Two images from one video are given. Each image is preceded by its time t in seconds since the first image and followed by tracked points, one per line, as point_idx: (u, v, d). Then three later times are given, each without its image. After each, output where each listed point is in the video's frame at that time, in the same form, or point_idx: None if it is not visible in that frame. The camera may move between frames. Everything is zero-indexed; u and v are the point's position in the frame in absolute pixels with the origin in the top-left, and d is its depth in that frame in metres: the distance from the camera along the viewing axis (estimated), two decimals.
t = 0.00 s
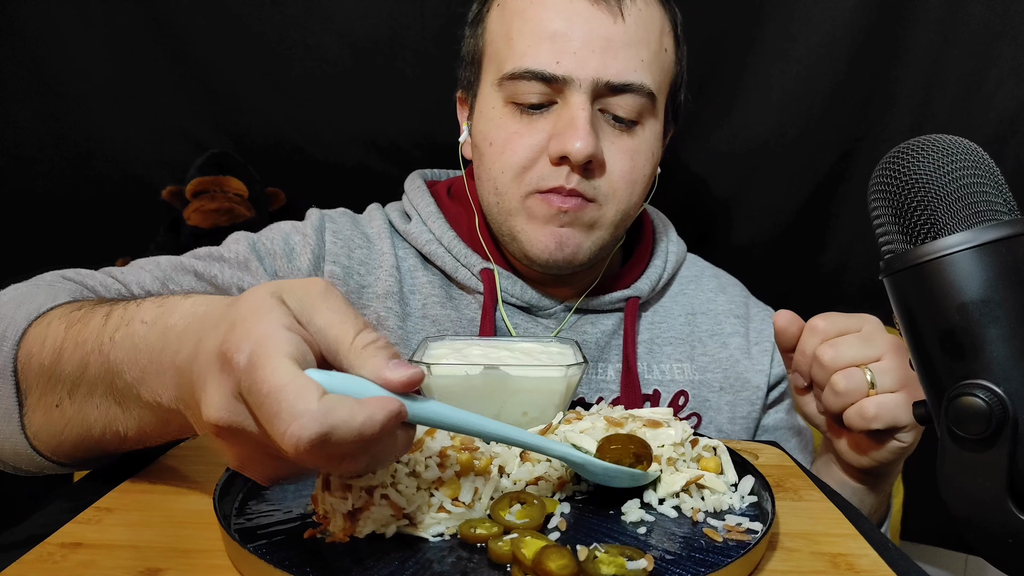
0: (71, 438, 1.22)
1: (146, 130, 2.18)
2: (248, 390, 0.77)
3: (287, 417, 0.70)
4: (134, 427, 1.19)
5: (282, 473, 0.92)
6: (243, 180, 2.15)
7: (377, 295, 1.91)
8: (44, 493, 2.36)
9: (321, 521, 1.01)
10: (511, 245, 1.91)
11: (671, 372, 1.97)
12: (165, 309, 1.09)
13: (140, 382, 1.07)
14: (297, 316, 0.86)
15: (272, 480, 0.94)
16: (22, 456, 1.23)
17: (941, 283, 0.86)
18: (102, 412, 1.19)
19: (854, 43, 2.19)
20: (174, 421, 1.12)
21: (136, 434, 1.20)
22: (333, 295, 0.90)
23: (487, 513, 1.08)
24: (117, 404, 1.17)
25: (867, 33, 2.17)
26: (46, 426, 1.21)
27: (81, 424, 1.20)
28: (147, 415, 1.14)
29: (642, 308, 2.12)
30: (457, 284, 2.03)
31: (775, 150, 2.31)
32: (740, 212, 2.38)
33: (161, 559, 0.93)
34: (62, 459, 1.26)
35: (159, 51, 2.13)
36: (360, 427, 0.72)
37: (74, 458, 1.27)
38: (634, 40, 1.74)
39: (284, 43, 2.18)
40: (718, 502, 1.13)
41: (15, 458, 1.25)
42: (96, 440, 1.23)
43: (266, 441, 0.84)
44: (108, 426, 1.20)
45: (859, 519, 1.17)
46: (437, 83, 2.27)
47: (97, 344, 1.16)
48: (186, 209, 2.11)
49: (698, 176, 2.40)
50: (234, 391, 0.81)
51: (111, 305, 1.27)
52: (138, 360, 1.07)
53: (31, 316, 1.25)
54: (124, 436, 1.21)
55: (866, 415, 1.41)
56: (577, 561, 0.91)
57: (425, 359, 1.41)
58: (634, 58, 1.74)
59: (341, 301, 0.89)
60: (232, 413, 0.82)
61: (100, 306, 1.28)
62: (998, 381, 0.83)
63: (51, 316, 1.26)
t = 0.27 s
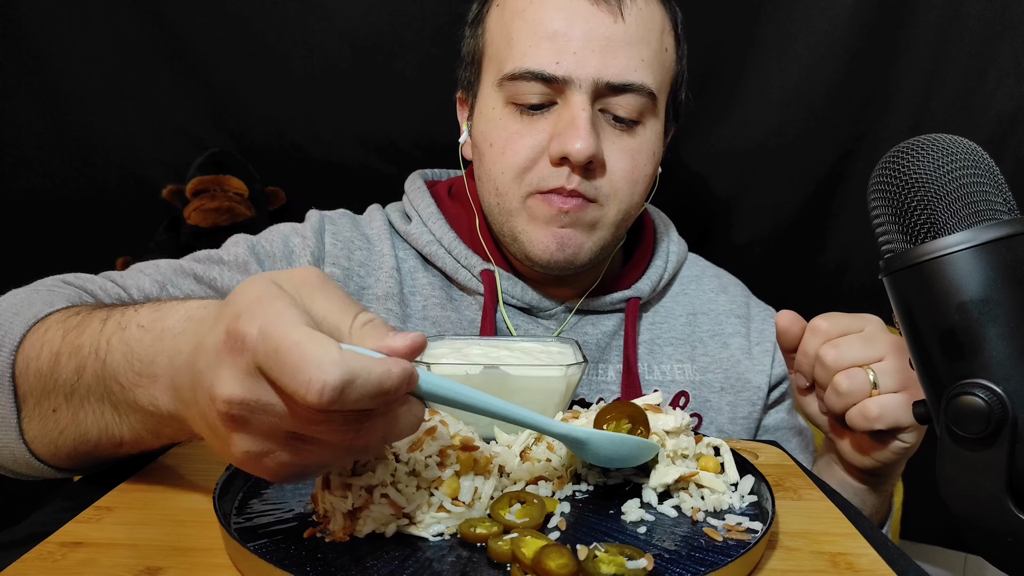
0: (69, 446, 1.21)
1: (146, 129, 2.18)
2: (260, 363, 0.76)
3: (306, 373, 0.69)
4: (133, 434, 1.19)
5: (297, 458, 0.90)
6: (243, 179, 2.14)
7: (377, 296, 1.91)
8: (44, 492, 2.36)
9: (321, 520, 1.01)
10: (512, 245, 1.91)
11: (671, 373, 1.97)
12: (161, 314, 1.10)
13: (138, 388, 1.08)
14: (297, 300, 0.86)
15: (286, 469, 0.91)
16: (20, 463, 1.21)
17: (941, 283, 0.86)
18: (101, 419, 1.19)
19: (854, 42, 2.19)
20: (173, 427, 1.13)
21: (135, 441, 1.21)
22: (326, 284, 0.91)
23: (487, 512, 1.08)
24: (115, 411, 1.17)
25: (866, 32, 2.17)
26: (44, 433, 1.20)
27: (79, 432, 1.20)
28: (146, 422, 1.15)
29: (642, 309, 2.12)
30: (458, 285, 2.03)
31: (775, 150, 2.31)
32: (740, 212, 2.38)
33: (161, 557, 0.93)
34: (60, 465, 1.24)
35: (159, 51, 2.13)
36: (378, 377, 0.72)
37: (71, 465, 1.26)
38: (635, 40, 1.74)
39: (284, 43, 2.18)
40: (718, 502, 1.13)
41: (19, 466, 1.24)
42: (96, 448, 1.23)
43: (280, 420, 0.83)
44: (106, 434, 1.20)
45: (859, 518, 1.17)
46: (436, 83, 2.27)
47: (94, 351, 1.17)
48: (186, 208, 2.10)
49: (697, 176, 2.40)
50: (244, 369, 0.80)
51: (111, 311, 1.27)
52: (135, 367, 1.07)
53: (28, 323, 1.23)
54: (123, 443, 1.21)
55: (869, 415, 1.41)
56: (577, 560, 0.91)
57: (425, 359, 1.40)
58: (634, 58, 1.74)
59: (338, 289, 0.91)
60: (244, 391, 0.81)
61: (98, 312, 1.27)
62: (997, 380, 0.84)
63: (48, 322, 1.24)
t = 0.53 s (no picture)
0: (62, 429, 1.23)
1: (146, 128, 2.18)
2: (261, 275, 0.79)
3: (302, 269, 0.75)
4: (125, 414, 1.19)
5: (278, 399, 0.87)
6: (243, 179, 2.14)
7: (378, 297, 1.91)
8: (44, 491, 2.36)
9: (321, 520, 1.01)
10: (512, 245, 1.91)
11: (671, 373, 1.98)
12: (162, 292, 1.10)
13: (129, 364, 1.08)
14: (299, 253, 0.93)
15: (264, 413, 0.88)
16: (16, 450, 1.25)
17: (941, 285, 0.86)
18: (89, 398, 1.19)
19: (854, 42, 2.19)
20: (164, 406, 1.12)
21: (125, 420, 1.20)
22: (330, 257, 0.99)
23: (487, 512, 1.08)
24: (108, 390, 1.17)
25: (867, 33, 2.17)
26: (39, 420, 1.22)
27: (72, 414, 1.21)
28: (135, 400, 1.14)
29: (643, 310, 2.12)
30: (458, 285, 2.03)
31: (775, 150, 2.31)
32: (740, 212, 2.39)
33: (161, 557, 0.93)
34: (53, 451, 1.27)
35: (160, 50, 2.13)
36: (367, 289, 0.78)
37: (64, 450, 1.27)
38: (635, 40, 1.74)
39: (285, 42, 2.18)
40: (718, 503, 1.13)
41: (15, 455, 1.28)
42: (85, 429, 1.22)
43: (270, 346, 0.81)
44: (97, 412, 1.20)
45: (858, 519, 1.17)
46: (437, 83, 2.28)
47: (93, 330, 1.17)
48: (186, 208, 2.11)
49: (697, 176, 2.40)
50: (243, 288, 0.81)
51: (109, 295, 1.27)
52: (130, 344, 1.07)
53: (30, 314, 1.25)
54: (112, 424, 1.21)
55: (872, 416, 1.40)
56: (577, 561, 0.91)
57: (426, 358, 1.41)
58: (635, 58, 1.74)
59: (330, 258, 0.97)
60: (240, 311, 0.81)
61: (99, 296, 1.29)
62: (997, 381, 0.84)
63: (48, 311, 1.27)
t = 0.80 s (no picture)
0: (63, 415, 1.23)
1: (146, 129, 2.18)
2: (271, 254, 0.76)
3: (311, 249, 0.72)
4: (126, 401, 1.18)
5: (282, 381, 0.85)
6: (243, 179, 2.16)
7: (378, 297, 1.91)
8: (44, 491, 2.36)
9: (321, 520, 1.02)
10: (512, 245, 1.91)
11: (671, 373, 1.98)
12: (170, 283, 1.10)
13: (135, 347, 1.07)
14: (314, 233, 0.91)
15: (269, 394, 0.87)
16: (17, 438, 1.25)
17: (941, 285, 0.87)
18: (92, 384, 1.18)
19: (853, 42, 2.19)
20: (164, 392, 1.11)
21: (125, 408, 1.19)
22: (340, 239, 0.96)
23: (487, 512, 1.08)
24: (109, 375, 1.16)
25: (867, 33, 2.18)
26: (41, 407, 1.23)
27: (73, 400, 1.21)
28: (136, 385, 1.13)
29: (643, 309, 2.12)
30: (458, 285, 2.03)
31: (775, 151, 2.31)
32: (740, 212, 2.39)
33: (161, 557, 0.93)
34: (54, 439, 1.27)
35: (159, 51, 2.13)
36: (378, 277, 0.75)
37: (66, 438, 1.27)
38: (635, 40, 1.74)
39: (285, 43, 2.18)
40: (718, 502, 1.13)
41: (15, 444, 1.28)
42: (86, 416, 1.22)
43: (278, 329, 0.79)
44: (99, 399, 1.19)
45: (859, 519, 1.17)
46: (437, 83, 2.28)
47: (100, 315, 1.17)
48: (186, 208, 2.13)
49: (697, 176, 2.40)
50: (255, 265, 0.79)
51: (118, 285, 1.28)
52: (135, 328, 1.07)
53: (37, 303, 1.26)
54: (114, 411, 1.20)
55: (871, 414, 1.40)
56: (577, 561, 0.91)
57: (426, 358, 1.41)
58: (635, 58, 1.74)
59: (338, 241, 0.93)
60: (251, 290, 0.78)
61: (107, 286, 1.29)
62: (997, 381, 0.84)
63: (56, 300, 1.28)
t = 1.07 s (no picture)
0: (71, 428, 1.22)
1: (145, 130, 2.18)
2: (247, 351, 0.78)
3: (284, 369, 0.71)
4: (140, 420, 1.19)
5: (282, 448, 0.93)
6: (242, 180, 2.15)
7: (378, 297, 1.91)
8: (45, 492, 2.36)
9: (321, 520, 1.02)
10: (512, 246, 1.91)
11: (671, 374, 1.97)
12: (175, 303, 1.10)
13: (148, 373, 1.08)
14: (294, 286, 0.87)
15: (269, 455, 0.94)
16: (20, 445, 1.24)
17: (940, 285, 0.87)
18: (104, 404, 1.19)
19: (852, 42, 2.19)
20: (178, 414, 1.13)
21: (139, 425, 1.21)
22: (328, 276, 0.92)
23: (487, 513, 1.08)
24: (122, 395, 1.17)
25: (865, 33, 2.18)
26: (46, 417, 1.22)
27: (84, 415, 1.21)
28: (150, 407, 1.15)
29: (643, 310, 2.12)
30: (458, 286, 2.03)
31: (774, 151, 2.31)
32: (739, 212, 2.39)
33: (161, 558, 0.93)
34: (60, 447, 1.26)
35: (158, 52, 2.13)
36: (361, 380, 0.74)
37: (75, 448, 1.28)
38: (636, 42, 1.75)
39: (284, 44, 2.18)
40: (718, 502, 1.13)
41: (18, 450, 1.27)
42: (96, 428, 1.23)
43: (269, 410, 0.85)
44: (111, 415, 1.20)
45: (860, 519, 1.17)
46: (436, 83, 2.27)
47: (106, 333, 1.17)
48: (186, 209, 2.13)
49: (697, 176, 2.40)
50: (233, 355, 0.82)
51: (120, 298, 1.27)
52: (148, 353, 1.08)
53: (38, 310, 1.26)
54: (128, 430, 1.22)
55: (871, 414, 1.40)
56: (577, 561, 0.91)
57: (425, 358, 1.41)
58: (634, 58, 1.74)
59: (334, 279, 0.91)
60: (237, 379, 0.83)
61: (109, 300, 1.28)
62: (996, 381, 0.84)
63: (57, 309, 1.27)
